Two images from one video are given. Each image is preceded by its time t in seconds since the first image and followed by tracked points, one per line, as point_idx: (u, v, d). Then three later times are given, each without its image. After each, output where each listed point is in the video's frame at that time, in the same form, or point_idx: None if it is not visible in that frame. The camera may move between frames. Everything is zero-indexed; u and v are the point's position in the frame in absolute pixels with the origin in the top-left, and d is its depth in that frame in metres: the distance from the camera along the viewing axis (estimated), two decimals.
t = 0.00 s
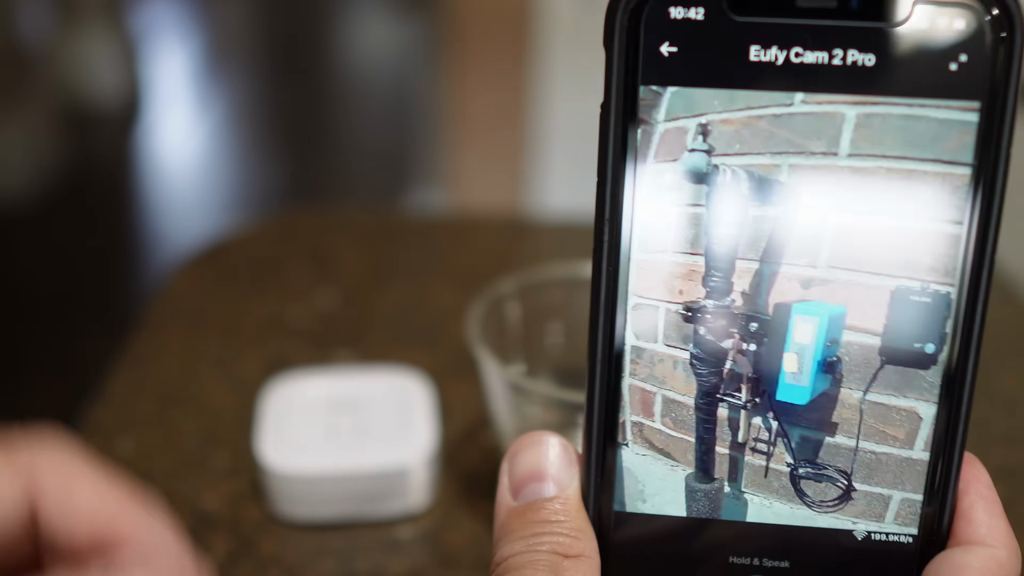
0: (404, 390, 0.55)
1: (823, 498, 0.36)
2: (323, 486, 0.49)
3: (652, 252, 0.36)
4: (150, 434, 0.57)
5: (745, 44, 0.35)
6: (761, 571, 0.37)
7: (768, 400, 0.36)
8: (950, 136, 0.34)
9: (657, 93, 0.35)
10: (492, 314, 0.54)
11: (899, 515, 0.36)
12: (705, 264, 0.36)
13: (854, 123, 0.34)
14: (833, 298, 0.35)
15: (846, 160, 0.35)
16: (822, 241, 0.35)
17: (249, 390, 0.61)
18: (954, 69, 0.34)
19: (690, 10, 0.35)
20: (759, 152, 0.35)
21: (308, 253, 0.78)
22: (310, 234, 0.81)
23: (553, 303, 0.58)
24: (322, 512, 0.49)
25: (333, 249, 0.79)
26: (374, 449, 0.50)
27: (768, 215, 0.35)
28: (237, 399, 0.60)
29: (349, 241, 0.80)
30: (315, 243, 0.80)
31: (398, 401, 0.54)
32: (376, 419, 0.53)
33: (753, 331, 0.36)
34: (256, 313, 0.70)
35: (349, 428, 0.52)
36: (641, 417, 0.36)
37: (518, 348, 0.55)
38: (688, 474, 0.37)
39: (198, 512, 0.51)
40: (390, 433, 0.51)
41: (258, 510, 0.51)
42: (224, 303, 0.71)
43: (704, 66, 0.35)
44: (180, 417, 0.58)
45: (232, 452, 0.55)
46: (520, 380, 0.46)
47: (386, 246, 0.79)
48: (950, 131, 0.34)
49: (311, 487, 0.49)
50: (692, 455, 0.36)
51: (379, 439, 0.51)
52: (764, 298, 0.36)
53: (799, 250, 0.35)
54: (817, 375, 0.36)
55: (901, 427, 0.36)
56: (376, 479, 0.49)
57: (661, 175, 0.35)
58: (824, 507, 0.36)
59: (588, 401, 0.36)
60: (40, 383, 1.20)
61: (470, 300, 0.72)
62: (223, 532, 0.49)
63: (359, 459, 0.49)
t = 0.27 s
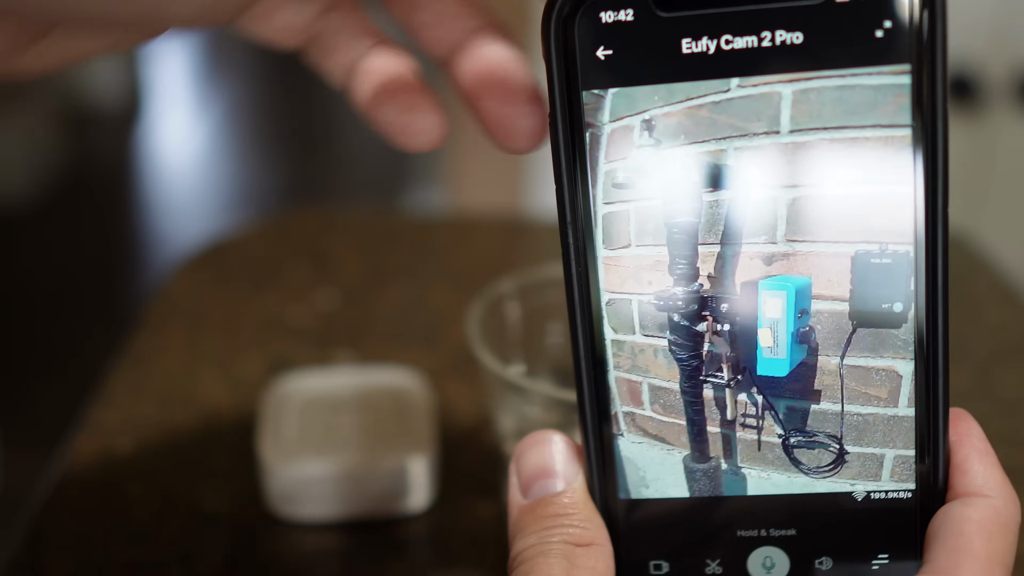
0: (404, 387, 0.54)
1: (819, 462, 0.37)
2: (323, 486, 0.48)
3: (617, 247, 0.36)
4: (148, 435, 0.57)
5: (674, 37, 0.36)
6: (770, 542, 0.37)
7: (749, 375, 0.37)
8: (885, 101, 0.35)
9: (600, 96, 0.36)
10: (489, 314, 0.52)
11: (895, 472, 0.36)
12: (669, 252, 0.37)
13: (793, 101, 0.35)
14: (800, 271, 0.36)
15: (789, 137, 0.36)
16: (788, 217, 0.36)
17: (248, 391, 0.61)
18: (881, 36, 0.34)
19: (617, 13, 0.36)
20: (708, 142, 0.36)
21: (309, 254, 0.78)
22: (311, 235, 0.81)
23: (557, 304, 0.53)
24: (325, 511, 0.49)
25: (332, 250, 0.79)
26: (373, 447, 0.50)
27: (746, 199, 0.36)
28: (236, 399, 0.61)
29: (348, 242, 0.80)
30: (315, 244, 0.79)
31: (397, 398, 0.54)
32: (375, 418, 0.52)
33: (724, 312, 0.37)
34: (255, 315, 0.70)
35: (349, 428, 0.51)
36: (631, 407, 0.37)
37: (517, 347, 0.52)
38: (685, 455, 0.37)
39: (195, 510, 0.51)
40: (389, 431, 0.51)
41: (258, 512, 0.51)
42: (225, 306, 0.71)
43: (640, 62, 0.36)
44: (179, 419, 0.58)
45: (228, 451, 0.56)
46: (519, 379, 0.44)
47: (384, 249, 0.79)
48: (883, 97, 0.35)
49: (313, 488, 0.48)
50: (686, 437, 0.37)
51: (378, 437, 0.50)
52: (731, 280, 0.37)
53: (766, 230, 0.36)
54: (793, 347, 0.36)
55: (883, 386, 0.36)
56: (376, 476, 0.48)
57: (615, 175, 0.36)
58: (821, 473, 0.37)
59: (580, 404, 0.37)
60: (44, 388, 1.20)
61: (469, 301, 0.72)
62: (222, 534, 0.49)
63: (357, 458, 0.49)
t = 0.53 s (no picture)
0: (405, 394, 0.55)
1: (874, 474, 0.38)
2: (316, 485, 0.48)
3: (694, 272, 0.38)
4: (152, 435, 0.57)
5: (749, 79, 0.37)
6: (827, 547, 0.38)
7: (813, 392, 0.38)
8: (942, 141, 0.37)
9: (680, 133, 0.38)
10: (492, 312, 0.49)
11: (942, 484, 0.38)
12: (744, 277, 0.38)
13: (855, 140, 0.37)
14: (857, 297, 0.38)
15: (852, 174, 0.38)
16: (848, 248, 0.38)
17: (251, 392, 0.61)
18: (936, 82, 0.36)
19: (697, 57, 0.37)
20: (778, 175, 0.38)
21: (308, 254, 0.76)
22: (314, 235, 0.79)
23: (554, 303, 0.53)
24: (316, 512, 0.49)
25: (329, 247, 0.77)
26: (369, 449, 0.50)
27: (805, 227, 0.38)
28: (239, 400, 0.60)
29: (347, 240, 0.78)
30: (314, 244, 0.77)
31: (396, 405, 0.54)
32: (375, 423, 0.52)
33: (792, 333, 0.38)
34: (255, 316, 0.68)
35: (349, 432, 0.52)
36: (702, 420, 0.38)
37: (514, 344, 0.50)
38: (751, 466, 0.38)
39: (196, 511, 0.51)
40: (388, 436, 0.51)
41: (259, 511, 0.51)
42: (225, 307, 0.69)
43: (716, 100, 0.38)
44: (182, 418, 0.58)
45: (232, 453, 0.55)
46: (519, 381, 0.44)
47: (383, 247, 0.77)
48: (940, 138, 0.37)
49: (305, 487, 0.48)
50: (752, 448, 0.38)
51: (377, 442, 0.51)
52: (798, 302, 0.38)
53: (828, 258, 0.38)
54: (853, 366, 0.38)
55: (933, 404, 0.38)
56: (370, 479, 0.49)
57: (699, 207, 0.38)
58: (873, 484, 0.38)
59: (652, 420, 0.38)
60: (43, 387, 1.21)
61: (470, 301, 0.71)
62: (223, 535, 0.49)
63: (354, 460, 0.49)
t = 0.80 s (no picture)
0: (406, 394, 0.53)
1: (887, 485, 0.40)
2: (315, 485, 0.46)
3: (748, 290, 0.40)
4: (152, 433, 0.54)
5: (815, 129, 0.39)
6: (836, 545, 0.40)
7: (841, 408, 0.40)
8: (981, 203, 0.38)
9: (752, 169, 0.39)
10: (494, 313, 0.49)
11: (947, 501, 0.40)
12: (791, 302, 0.40)
13: (905, 192, 0.39)
14: (891, 327, 0.39)
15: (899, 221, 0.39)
16: (888, 285, 0.39)
17: (252, 389, 0.59)
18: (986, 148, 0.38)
19: (775, 103, 0.39)
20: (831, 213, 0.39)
21: (309, 255, 0.77)
22: (311, 235, 0.80)
23: (553, 302, 0.53)
24: (315, 514, 0.46)
25: (332, 249, 0.78)
26: (372, 449, 0.48)
27: (853, 262, 0.39)
28: (239, 395, 0.58)
29: (347, 243, 0.79)
30: (315, 245, 0.78)
31: (398, 405, 0.52)
32: (377, 424, 0.50)
33: (831, 354, 0.40)
34: (258, 314, 0.68)
35: (351, 433, 0.50)
36: (739, 421, 0.41)
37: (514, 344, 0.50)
38: (778, 466, 0.41)
39: (197, 509, 0.48)
40: (391, 437, 0.49)
41: (259, 510, 0.48)
42: (229, 307, 0.69)
43: (783, 138, 0.39)
44: (181, 416, 0.56)
45: (232, 451, 0.53)
46: (524, 381, 0.42)
47: (383, 249, 0.78)
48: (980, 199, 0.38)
49: (304, 487, 0.46)
50: (781, 450, 0.41)
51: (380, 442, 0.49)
52: (838, 327, 0.40)
53: (870, 291, 0.39)
54: (880, 389, 0.40)
55: (947, 430, 0.40)
56: (372, 479, 0.46)
57: (756, 234, 0.40)
58: (886, 493, 0.40)
59: (698, 395, 0.40)
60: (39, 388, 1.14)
61: (471, 301, 0.71)
62: (223, 532, 0.47)
63: (356, 460, 0.47)
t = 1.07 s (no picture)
0: (406, 394, 0.53)
1: (892, 458, 0.41)
2: (315, 483, 0.46)
3: (765, 277, 0.40)
4: (152, 433, 0.55)
5: (834, 128, 0.39)
6: (844, 514, 0.41)
7: (850, 386, 0.41)
8: (987, 199, 0.39)
9: (771, 165, 0.40)
10: (490, 311, 0.49)
11: (948, 472, 0.41)
12: (804, 288, 0.40)
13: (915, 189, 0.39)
14: (898, 311, 0.40)
15: (910, 215, 0.39)
16: (896, 272, 0.40)
17: (253, 387, 0.59)
18: (990, 150, 0.38)
19: (796, 103, 0.39)
20: (848, 208, 0.39)
21: (308, 255, 0.77)
22: (310, 234, 0.80)
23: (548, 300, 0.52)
24: (314, 510, 0.47)
25: (333, 249, 0.78)
26: (372, 447, 0.48)
27: (864, 253, 0.40)
28: (240, 394, 0.58)
29: (347, 243, 0.79)
30: (315, 245, 0.78)
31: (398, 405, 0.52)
32: (378, 422, 0.51)
33: (843, 336, 0.40)
34: (258, 313, 0.68)
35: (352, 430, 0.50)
36: (755, 398, 0.42)
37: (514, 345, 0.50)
38: (791, 440, 0.42)
39: (197, 510, 0.48)
40: (391, 435, 0.49)
41: (259, 510, 0.48)
42: (228, 306, 0.69)
43: (802, 137, 0.39)
44: (181, 416, 0.56)
45: (232, 451, 0.53)
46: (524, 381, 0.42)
47: (384, 249, 0.78)
48: (986, 195, 0.39)
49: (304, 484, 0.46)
50: (794, 425, 0.42)
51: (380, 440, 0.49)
52: (850, 313, 0.40)
53: (879, 277, 0.40)
54: (887, 368, 0.40)
55: (949, 407, 0.40)
56: (372, 477, 0.47)
57: (774, 225, 0.40)
58: (891, 466, 0.41)
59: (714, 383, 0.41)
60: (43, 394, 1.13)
61: (472, 300, 0.71)
62: (223, 532, 0.47)
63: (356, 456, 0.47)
